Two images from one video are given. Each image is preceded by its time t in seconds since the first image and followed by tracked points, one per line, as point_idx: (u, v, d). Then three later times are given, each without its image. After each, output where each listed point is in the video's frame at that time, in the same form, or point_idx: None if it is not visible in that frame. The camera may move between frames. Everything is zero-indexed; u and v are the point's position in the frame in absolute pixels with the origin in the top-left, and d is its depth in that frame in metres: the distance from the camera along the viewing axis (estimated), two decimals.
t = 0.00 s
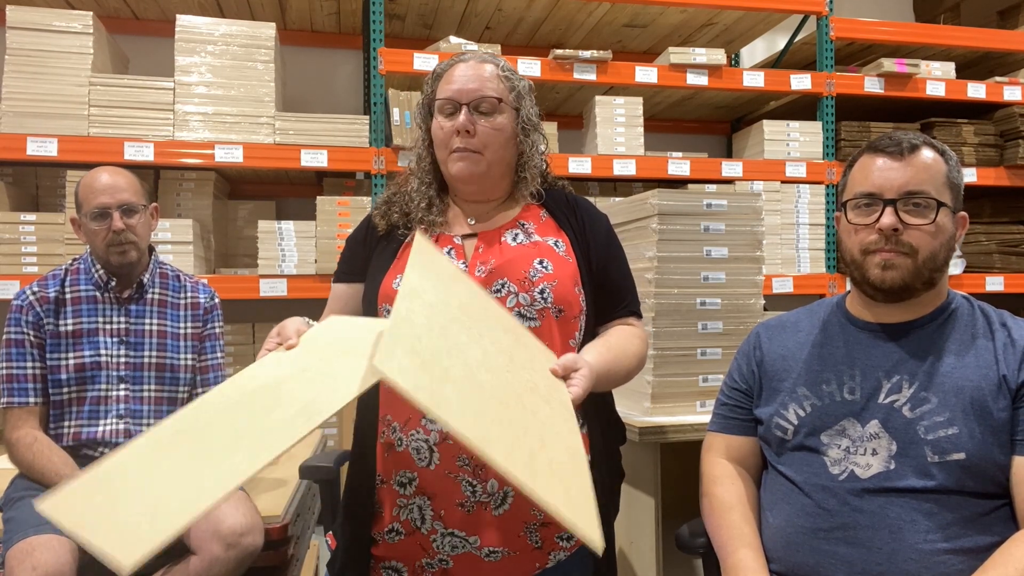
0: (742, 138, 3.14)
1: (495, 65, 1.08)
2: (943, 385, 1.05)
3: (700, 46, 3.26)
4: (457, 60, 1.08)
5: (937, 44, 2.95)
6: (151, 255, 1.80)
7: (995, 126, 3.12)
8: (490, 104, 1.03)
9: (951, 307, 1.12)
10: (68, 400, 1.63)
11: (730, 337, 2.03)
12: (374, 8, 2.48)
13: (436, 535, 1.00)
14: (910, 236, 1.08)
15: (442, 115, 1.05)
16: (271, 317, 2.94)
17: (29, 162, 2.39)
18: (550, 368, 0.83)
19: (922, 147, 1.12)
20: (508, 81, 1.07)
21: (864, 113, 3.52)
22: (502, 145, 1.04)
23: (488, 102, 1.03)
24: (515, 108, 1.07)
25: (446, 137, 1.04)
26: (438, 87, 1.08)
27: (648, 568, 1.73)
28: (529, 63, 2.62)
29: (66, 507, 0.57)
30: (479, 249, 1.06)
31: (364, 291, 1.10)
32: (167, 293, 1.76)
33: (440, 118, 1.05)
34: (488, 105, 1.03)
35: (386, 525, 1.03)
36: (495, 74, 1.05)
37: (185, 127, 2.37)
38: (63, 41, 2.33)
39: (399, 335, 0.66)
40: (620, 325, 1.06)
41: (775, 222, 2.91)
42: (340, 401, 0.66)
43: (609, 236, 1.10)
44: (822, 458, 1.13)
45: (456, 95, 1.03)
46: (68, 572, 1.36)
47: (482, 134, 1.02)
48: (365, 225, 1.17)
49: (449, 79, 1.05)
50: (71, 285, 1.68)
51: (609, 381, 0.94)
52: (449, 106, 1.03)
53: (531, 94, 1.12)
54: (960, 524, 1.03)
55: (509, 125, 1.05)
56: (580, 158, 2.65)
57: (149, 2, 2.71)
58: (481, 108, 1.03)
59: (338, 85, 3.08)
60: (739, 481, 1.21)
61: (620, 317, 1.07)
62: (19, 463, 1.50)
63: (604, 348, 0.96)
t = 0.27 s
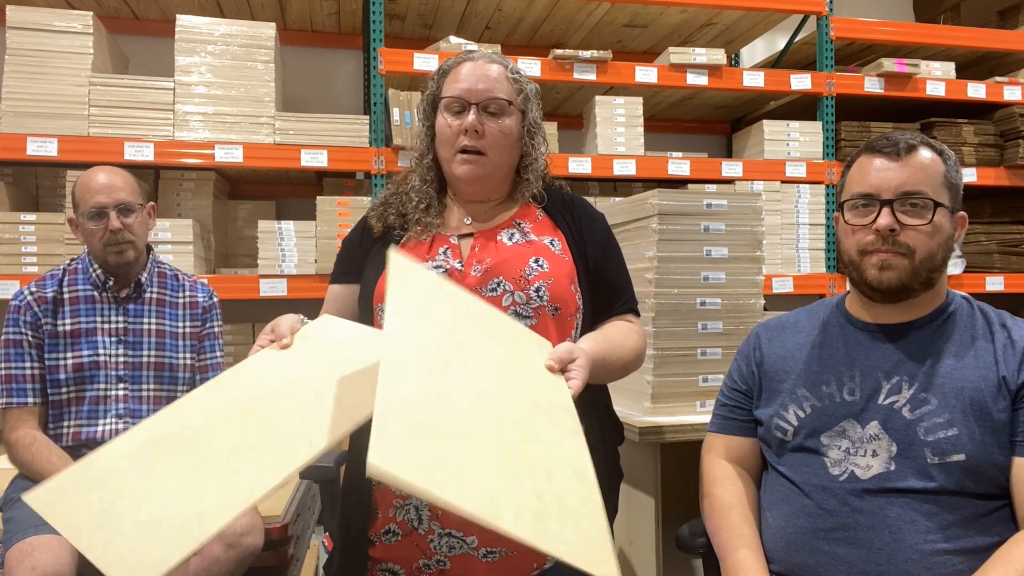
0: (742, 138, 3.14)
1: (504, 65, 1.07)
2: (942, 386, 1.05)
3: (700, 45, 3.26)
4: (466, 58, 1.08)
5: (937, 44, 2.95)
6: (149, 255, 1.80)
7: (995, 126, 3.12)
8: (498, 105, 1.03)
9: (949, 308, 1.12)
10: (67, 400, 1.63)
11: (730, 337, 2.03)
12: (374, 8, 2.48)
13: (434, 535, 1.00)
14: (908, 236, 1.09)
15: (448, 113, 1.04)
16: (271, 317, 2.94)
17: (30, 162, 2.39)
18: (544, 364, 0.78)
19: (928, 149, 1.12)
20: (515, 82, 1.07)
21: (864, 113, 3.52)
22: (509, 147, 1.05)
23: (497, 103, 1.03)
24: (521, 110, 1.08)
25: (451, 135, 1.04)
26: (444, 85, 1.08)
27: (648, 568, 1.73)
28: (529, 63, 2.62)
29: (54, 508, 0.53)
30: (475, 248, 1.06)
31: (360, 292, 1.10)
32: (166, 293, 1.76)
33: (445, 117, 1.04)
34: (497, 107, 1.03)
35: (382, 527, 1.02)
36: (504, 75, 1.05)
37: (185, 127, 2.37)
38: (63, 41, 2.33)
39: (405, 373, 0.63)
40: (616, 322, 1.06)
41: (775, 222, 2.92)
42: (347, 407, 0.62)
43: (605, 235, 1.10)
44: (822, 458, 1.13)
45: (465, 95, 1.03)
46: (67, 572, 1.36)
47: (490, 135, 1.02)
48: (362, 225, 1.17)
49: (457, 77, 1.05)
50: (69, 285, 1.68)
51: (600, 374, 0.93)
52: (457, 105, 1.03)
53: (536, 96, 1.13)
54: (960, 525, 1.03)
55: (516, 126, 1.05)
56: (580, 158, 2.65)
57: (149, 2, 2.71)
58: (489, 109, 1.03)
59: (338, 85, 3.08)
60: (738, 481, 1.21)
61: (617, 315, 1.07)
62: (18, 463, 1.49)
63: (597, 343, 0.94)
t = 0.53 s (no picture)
0: (742, 138, 3.14)
1: (509, 67, 1.07)
2: (942, 387, 1.05)
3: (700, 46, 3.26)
4: (472, 58, 1.08)
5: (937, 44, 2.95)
6: (149, 255, 1.81)
7: (995, 126, 3.12)
8: (504, 108, 1.03)
9: (949, 309, 1.12)
10: (67, 400, 1.60)
11: (730, 337, 2.03)
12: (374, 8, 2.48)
13: (430, 538, 1.01)
14: (907, 237, 1.09)
15: (452, 114, 1.04)
16: (270, 317, 2.94)
17: (29, 162, 2.39)
18: (533, 367, 0.82)
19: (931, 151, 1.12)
20: (520, 84, 1.08)
21: (864, 113, 3.52)
22: (513, 150, 1.05)
23: (502, 106, 1.03)
24: (524, 113, 1.08)
25: (454, 136, 1.04)
26: (449, 84, 1.08)
27: (648, 568, 1.73)
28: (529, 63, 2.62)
29: (48, 446, 0.53)
30: (473, 248, 1.06)
31: (358, 292, 1.10)
32: (165, 293, 1.77)
33: (449, 118, 1.04)
34: (501, 110, 1.04)
35: (379, 528, 1.02)
36: (508, 77, 1.05)
37: (185, 127, 2.37)
38: (63, 41, 2.33)
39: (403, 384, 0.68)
40: (612, 324, 1.06)
41: (776, 222, 2.92)
42: (357, 400, 0.63)
43: (602, 235, 1.10)
44: (822, 459, 1.13)
45: (470, 96, 1.03)
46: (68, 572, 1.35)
47: (494, 138, 1.03)
48: (360, 224, 1.16)
49: (461, 78, 1.04)
50: (69, 285, 1.69)
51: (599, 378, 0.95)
52: (462, 106, 1.03)
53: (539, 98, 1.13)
54: (960, 525, 1.03)
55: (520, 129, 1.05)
56: (580, 158, 2.65)
57: (149, 2, 2.71)
58: (494, 111, 1.03)
59: (338, 85, 3.08)
60: (738, 481, 1.21)
61: (613, 315, 1.08)
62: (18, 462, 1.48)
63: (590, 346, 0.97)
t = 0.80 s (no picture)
0: (742, 138, 3.14)
1: (510, 67, 1.07)
2: (942, 387, 1.06)
3: (699, 45, 3.27)
4: (472, 58, 1.08)
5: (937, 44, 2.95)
6: (149, 255, 1.79)
7: (995, 126, 3.12)
8: (504, 108, 1.04)
9: (948, 309, 1.12)
10: (67, 400, 1.63)
11: (730, 337, 2.03)
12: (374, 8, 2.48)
13: (429, 538, 1.00)
14: (907, 237, 1.09)
15: (452, 113, 1.04)
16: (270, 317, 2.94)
17: (29, 162, 2.39)
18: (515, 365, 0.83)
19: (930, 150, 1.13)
20: (520, 84, 1.08)
21: (864, 113, 3.52)
22: (513, 150, 1.05)
23: (502, 106, 1.03)
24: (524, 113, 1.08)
25: (455, 135, 1.03)
26: (449, 84, 1.08)
27: (648, 568, 1.73)
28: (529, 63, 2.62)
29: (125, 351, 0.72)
30: (473, 248, 1.06)
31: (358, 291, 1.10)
32: (166, 293, 1.76)
33: (449, 117, 1.04)
34: (502, 110, 1.04)
35: (378, 528, 1.02)
36: (508, 77, 1.06)
37: (185, 127, 2.37)
38: (63, 41, 2.33)
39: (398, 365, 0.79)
40: (610, 325, 1.06)
41: (775, 222, 2.92)
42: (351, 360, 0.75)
43: (602, 234, 1.10)
44: (822, 459, 1.13)
45: (471, 95, 1.03)
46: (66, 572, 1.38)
47: (494, 137, 1.02)
48: (360, 223, 1.16)
49: (462, 77, 1.05)
50: (69, 285, 1.68)
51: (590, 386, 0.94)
52: (462, 105, 1.03)
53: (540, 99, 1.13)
54: (961, 525, 1.03)
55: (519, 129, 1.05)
56: (580, 158, 2.65)
57: (149, 2, 2.71)
58: (494, 111, 1.03)
59: (338, 85, 3.08)
60: (738, 481, 1.22)
61: (613, 316, 1.07)
62: (17, 462, 1.52)
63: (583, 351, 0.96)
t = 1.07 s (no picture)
0: (742, 138, 3.14)
1: (511, 66, 1.08)
2: (942, 387, 1.06)
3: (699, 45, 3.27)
4: (472, 57, 1.08)
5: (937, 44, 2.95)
6: (149, 255, 1.79)
7: (995, 126, 3.12)
8: (505, 107, 1.03)
9: (948, 309, 1.12)
10: (67, 401, 1.63)
11: (730, 337, 2.03)
12: (374, 8, 2.48)
13: (428, 536, 1.00)
14: (907, 237, 1.08)
15: (453, 112, 1.04)
16: (271, 317, 2.94)
17: (29, 162, 2.39)
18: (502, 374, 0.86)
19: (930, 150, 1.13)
20: (521, 83, 1.08)
21: (864, 113, 3.52)
22: (513, 149, 1.05)
23: (503, 105, 1.03)
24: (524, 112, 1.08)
25: (455, 135, 1.03)
26: (450, 84, 1.08)
27: (648, 568, 1.73)
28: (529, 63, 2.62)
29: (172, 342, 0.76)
30: (474, 248, 1.06)
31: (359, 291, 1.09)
32: (166, 293, 1.76)
33: (450, 116, 1.04)
34: (502, 109, 1.04)
35: (377, 527, 1.02)
36: (509, 77, 1.06)
37: (185, 127, 2.36)
38: (63, 41, 2.33)
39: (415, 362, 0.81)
40: (609, 327, 1.06)
41: (776, 222, 2.92)
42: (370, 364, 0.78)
43: (602, 235, 1.10)
44: (822, 459, 1.13)
45: (472, 95, 1.03)
46: (64, 572, 1.38)
47: (494, 136, 1.02)
48: (360, 222, 1.16)
49: (462, 76, 1.05)
50: (69, 285, 1.68)
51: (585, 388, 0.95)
52: (463, 105, 1.03)
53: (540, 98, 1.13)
54: (961, 525, 1.03)
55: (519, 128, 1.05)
56: (580, 158, 2.65)
57: (149, 2, 2.71)
58: (495, 111, 1.03)
59: (338, 85, 3.08)
60: (738, 481, 1.22)
61: (612, 317, 1.07)
62: (17, 462, 1.52)
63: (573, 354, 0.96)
